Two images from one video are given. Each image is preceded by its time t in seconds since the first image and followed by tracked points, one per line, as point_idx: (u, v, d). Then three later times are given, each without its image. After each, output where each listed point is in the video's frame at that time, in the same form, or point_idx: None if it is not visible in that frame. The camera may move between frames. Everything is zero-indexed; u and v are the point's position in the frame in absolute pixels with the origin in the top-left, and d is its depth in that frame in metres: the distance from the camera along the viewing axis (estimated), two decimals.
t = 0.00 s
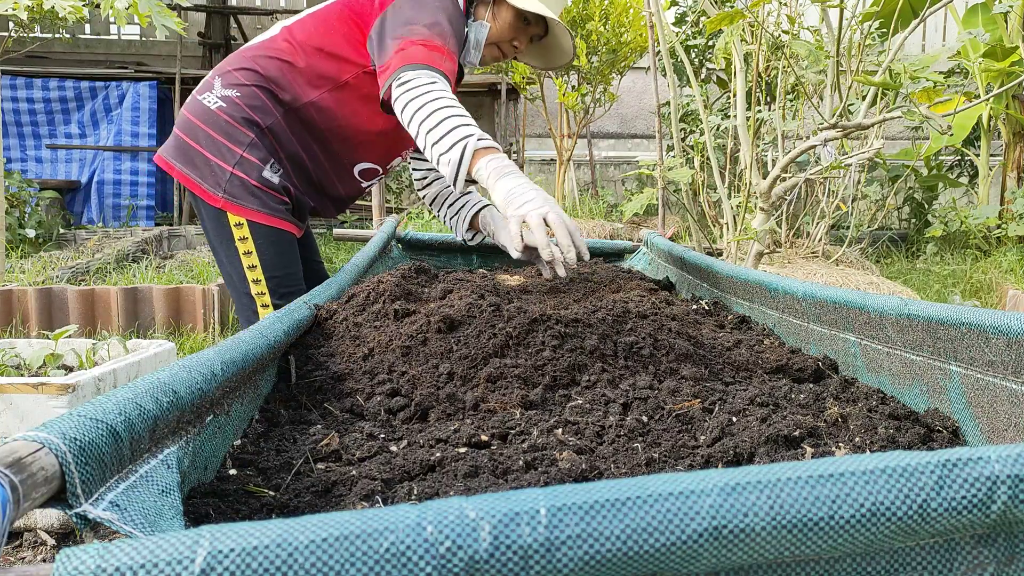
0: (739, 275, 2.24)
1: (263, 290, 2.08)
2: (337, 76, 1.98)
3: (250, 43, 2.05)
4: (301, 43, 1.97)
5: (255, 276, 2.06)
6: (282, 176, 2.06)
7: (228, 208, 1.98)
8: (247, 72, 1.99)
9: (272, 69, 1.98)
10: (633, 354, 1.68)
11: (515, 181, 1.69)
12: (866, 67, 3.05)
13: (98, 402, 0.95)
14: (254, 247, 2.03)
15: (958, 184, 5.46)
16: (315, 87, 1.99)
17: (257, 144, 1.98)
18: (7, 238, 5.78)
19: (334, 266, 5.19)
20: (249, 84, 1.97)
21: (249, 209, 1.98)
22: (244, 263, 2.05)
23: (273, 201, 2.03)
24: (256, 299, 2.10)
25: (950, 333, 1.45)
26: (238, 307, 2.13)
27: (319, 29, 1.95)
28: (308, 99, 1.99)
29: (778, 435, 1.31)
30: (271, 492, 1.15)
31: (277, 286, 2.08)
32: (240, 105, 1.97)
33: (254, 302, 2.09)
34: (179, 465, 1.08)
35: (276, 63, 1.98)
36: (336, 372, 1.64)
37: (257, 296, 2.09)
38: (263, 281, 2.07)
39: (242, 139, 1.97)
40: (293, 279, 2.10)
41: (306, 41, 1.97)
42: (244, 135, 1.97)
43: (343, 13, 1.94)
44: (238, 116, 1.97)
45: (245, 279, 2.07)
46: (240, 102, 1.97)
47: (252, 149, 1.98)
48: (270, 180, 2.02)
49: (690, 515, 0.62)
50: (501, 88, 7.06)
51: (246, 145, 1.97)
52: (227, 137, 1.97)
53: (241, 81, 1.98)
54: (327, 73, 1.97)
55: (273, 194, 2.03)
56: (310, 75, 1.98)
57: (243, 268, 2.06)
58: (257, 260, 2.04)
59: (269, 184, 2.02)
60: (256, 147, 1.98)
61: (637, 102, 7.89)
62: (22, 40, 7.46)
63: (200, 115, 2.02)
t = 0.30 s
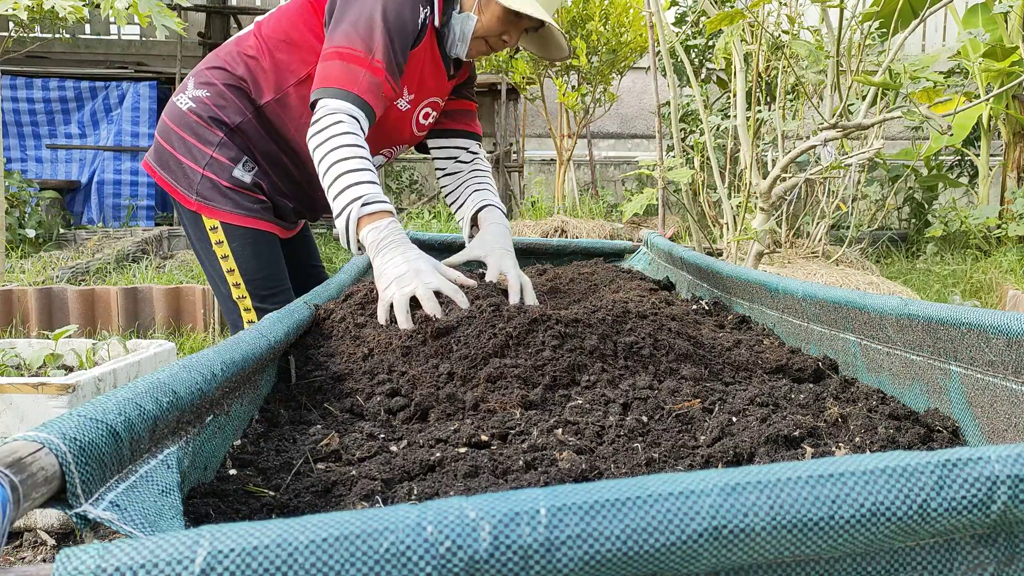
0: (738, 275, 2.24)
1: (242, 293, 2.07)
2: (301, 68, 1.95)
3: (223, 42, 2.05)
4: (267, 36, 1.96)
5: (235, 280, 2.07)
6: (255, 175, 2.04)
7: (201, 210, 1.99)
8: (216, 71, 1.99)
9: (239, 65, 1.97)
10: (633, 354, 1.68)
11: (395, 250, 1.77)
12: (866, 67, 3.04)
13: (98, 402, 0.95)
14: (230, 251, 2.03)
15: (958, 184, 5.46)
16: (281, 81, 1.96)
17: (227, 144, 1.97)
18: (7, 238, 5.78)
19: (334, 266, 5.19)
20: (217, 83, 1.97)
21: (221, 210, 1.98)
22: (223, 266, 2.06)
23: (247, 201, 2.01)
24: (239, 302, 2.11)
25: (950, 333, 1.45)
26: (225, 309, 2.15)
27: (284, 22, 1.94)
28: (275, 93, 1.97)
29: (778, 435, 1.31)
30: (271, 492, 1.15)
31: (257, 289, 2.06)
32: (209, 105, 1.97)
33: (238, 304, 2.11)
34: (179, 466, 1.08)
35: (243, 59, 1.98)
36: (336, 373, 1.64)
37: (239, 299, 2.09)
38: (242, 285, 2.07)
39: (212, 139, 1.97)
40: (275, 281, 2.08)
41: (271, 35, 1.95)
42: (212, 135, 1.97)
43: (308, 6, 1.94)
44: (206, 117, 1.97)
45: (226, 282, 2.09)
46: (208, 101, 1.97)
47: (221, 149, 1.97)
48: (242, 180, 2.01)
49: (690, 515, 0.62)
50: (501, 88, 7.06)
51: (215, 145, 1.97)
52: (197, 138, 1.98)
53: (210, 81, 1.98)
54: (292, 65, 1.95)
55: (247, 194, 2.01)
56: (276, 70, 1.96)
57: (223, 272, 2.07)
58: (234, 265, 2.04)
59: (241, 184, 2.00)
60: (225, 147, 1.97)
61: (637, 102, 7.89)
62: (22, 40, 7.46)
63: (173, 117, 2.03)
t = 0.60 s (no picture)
0: (739, 275, 2.23)
1: (244, 293, 2.07)
2: (296, 58, 1.95)
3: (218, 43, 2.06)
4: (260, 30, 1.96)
5: (237, 279, 2.07)
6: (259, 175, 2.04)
7: (206, 211, 1.98)
8: (215, 71, 2.00)
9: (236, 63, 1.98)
10: (633, 355, 1.68)
11: (431, 242, 2.17)
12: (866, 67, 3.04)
13: (98, 402, 0.95)
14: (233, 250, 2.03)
15: (958, 184, 5.46)
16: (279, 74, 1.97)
17: (230, 143, 1.98)
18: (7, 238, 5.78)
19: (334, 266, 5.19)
20: (217, 82, 1.98)
21: (226, 211, 1.98)
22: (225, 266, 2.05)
23: (251, 201, 2.01)
24: (239, 301, 2.10)
25: (950, 333, 1.45)
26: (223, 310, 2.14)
27: (274, 13, 1.95)
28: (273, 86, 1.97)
29: (778, 435, 1.31)
30: (271, 492, 1.15)
31: (259, 288, 2.06)
32: (210, 106, 1.98)
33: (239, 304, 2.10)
34: (179, 466, 1.08)
35: (239, 56, 1.99)
36: (336, 373, 1.64)
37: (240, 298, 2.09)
38: (244, 284, 2.06)
39: (215, 139, 1.97)
40: (278, 281, 2.09)
41: (262, 29, 1.96)
42: (215, 135, 1.97)
43: None
44: (208, 117, 1.97)
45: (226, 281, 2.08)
46: (209, 102, 1.98)
47: (225, 149, 1.97)
48: (246, 179, 2.01)
49: (690, 515, 0.62)
50: (501, 88, 7.06)
51: (219, 145, 1.97)
52: (199, 139, 1.98)
53: (210, 82, 1.99)
54: (287, 55, 1.95)
55: (251, 193, 2.01)
56: (271, 62, 1.96)
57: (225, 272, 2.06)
58: (236, 264, 2.04)
59: (245, 184, 2.00)
60: (229, 146, 1.98)
61: (637, 102, 7.89)
62: (21, 40, 7.47)
63: (173, 120, 2.03)
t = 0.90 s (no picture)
0: (739, 275, 2.24)
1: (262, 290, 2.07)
2: (326, 69, 1.97)
3: (237, 47, 2.03)
4: (286, 41, 1.96)
5: (255, 277, 2.06)
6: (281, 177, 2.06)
7: (231, 211, 1.97)
8: (238, 75, 1.98)
9: (262, 68, 1.97)
10: (634, 354, 1.68)
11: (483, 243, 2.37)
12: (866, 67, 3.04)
13: (98, 402, 0.95)
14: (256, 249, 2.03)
15: (958, 184, 5.46)
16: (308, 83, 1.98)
17: (256, 146, 1.98)
18: (7, 238, 5.78)
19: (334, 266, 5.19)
20: (243, 87, 1.96)
21: (252, 211, 1.98)
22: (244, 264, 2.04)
23: (274, 202, 2.03)
24: (255, 299, 2.09)
25: (950, 333, 1.45)
26: (236, 309, 2.12)
27: (301, 24, 1.95)
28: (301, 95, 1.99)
29: (778, 435, 1.31)
30: (271, 492, 1.15)
31: (277, 286, 2.08)
32: (235, 109, 1.96)
33: (254, 302, 2.10)
34: (179, 465, 1.08)
35: (264, 62, 1.98)
36: (336, 373, 1.64)
37: (257, 296, 2.09)
38: (263, 282, 2.07)
39: (240, 143, 1.96)
40: (293, 279, 2.11)
41: (290, 41, 1.96)
42: (242, 139, 1.96)
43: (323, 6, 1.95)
44: (234, 120, 1.96)
45: (244, 279, 2.07)
46: (235, 106, 1.96)
47: (252, 152, 1.97)
48: (271, 182, 2.02)
49: (689, 515, 0.62)
50: (501, 88, 7.06)
51: (245, 148, 1.96)
52: (224, 142, 1.96)
53: (234, 85, 1.97)
54: (315, 68, 1.97)
55: (274, 195, 2.03)
56: (299, 73, 1.97)
57: (244, 269, 2.05)
58: (258, 262, 2.04)
59: (270, 186, 2.02)
60: (255, 150, 1.98)
61: (638, 102, 7.89)
62: (21, 41, 7.47)
63: (193, 121, 2.00)
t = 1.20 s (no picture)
0: (739, 275, 2.24)
1: (283, 286, 1.97)
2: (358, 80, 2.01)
3: (264, 51, 2.02)
4: (321, 51, 1.99)
5: (276, 271, 1.96)
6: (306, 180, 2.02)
7: (261, 208, 1.89)
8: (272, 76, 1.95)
9: (296, 73, 1.97)
10: (634, 354, 1.68)
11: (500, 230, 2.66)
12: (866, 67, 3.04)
13: (99, 402, 0.95)
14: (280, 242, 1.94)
15: (958, 184, 5.46)
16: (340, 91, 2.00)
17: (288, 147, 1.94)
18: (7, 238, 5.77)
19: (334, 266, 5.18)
20: (277, 88, 1.94)
21: (282, 210, 1.91)
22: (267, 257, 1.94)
23: (299, 204, 1.98)
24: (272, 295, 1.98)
25: (950, 333, 1.45)
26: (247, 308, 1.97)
27: (337, 37, 2.00)
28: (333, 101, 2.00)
29: (778, 435, 1.31)
30: (271, 492, 1.15)
31: (297, 284, 2.00)
32: (269, 108, 1.92)
33: (271, 299, 1.98)
34: (179, 466, 1.08)
35: (297, 67, 1.97)
36: (336, 373, 1.64)
37: (274, 293, 1.97)
38: (284, 277, 1.97)
39: (273, 142, 1.91)
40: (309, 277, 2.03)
41: (327, 51, 1.99)
42: (275, 137, 1.91)
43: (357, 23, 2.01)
44: (269, 119, 1.91)
45: (263, 275, 1.96)
46: (269, 105, 1.92)
47: (284, 152, 1.93)
48: (297, 183, 1.97)
49: (689, 515, 0.62)
50: (501, 88, 7.06)
51: (278, 146, 1.92)
52: (256, 138, 1.90)
53: (267, 85, 1.94)
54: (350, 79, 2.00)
55: (300, 197, 1.98)
56: (334, 82, 1.99)
57: (266, 263, 1.95)
58: (281, 256, 1.95)
59: (298, 187, 1.97)
60: (287, 150, 1.93)
61: (638, 102, 7.89)
62: (22, 41, 7.48)
63: (221, 116, 1.92)
